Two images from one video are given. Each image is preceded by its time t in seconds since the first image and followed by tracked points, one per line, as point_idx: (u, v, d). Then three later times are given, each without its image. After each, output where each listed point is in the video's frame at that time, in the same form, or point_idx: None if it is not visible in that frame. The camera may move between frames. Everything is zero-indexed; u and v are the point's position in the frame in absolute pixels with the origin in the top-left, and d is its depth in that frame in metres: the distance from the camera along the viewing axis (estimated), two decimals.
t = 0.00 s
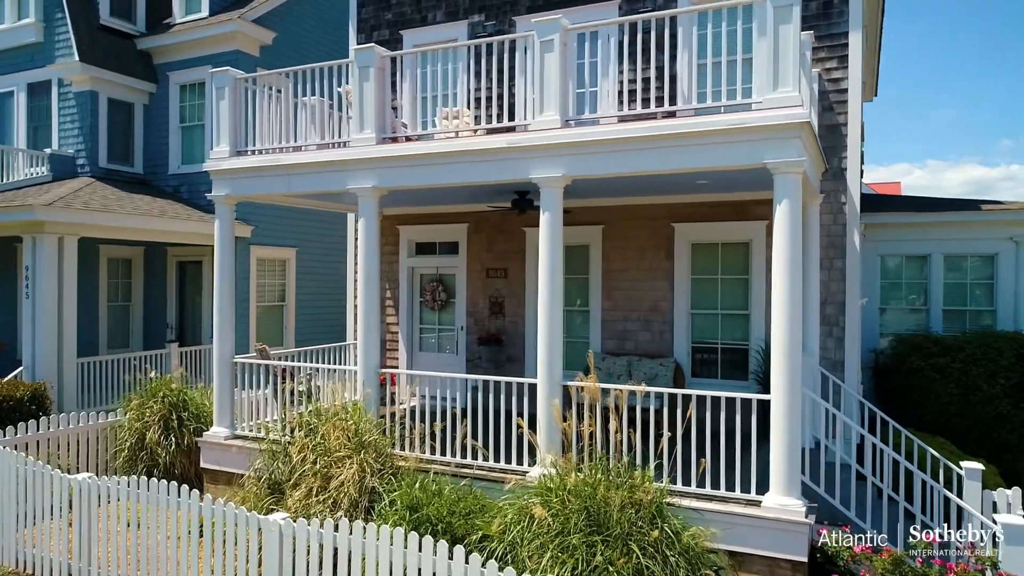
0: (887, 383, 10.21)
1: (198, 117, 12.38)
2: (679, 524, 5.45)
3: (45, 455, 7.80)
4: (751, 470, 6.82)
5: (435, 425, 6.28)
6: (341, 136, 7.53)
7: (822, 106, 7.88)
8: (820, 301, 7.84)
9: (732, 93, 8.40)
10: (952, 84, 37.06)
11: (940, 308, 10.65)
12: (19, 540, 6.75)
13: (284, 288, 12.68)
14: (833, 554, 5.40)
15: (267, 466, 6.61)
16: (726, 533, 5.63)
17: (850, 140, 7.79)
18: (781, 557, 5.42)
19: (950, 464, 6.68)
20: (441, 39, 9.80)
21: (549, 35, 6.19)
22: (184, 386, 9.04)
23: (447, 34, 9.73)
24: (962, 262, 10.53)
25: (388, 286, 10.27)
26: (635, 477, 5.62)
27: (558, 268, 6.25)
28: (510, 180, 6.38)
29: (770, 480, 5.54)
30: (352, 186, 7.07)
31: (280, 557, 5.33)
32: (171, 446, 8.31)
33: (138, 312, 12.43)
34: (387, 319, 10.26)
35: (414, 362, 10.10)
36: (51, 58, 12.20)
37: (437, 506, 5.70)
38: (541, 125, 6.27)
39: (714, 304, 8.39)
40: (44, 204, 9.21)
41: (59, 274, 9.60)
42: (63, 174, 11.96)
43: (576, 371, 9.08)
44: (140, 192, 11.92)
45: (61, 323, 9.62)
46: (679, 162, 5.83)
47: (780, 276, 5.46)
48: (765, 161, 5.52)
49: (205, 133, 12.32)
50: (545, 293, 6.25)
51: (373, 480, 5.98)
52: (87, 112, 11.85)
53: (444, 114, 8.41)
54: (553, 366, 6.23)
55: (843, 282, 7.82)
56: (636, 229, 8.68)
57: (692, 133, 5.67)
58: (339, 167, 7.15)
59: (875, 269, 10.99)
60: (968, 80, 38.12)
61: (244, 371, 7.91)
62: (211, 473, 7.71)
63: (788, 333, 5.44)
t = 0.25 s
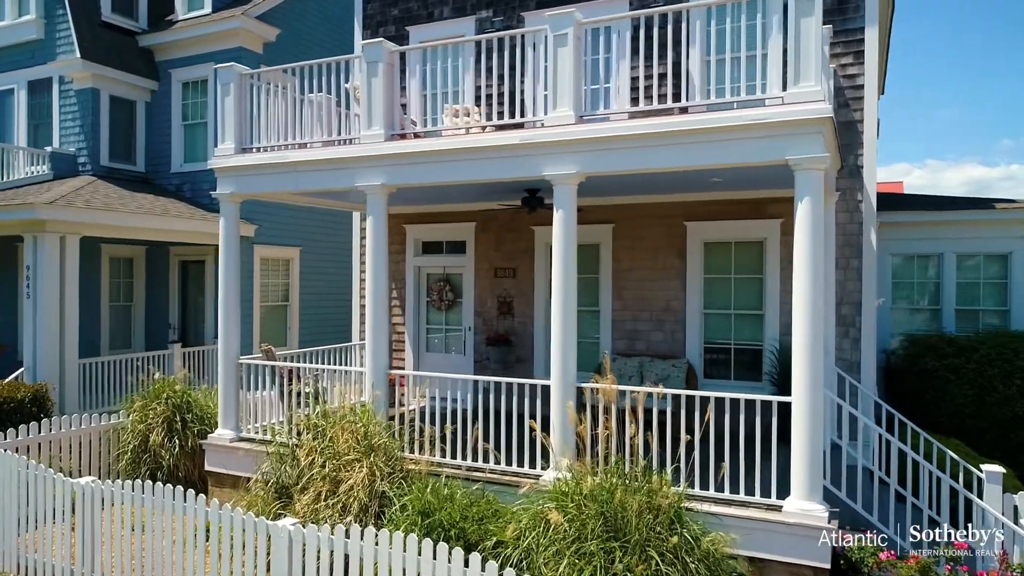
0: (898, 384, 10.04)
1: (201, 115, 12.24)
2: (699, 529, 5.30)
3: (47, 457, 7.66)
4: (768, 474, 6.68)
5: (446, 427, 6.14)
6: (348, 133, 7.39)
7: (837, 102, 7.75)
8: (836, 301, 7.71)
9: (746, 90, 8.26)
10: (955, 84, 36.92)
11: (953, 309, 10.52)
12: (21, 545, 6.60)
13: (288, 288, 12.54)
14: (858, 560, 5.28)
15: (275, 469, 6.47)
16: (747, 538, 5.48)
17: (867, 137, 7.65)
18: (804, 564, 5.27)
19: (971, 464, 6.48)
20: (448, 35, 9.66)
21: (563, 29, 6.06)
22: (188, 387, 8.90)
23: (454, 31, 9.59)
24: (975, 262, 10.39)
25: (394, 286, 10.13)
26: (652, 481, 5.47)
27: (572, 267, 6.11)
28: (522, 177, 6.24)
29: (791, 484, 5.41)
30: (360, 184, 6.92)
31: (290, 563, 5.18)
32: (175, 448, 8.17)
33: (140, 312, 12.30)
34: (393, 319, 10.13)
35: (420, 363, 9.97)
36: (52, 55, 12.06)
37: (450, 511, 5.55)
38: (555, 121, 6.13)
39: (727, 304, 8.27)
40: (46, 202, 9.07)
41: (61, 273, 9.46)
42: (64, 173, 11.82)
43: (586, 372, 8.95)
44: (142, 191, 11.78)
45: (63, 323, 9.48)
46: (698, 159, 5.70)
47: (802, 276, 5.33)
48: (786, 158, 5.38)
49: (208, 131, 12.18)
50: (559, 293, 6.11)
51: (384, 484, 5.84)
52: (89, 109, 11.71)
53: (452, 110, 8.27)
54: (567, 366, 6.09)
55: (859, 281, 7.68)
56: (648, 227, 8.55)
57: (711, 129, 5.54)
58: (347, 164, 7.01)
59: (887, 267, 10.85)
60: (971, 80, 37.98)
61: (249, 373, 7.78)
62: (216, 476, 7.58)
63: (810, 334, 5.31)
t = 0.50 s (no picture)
0: (911, 384, 9.88)
1: (204, 112, 12.11)
2: (720, 535, 5.16)
3: (49, 460, 7.54)
4: (786, 478, 6.54)
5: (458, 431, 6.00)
6: (356, 130, 7.25)
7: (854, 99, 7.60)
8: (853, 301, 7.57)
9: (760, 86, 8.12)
10: (958, 84, 36.80)
11: (966, 308, 10.39)
12: (22, 550, 6.46)
13: (291, 288, 12.40)
14: (884, 567, 5.10)
15: (282, 473, 6.33)
16: (769, 545, 5.34)
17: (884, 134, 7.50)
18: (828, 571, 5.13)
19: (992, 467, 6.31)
20: (456, 31, 9.51)
21: (578, 23, 5.91)
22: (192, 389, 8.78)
23: (462, 26, 9.45)
24: (991, 261, 10.25)
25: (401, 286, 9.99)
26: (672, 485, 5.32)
27: (587, 265, 5.97)
28: (536, 174, 6.09)
29: (814, 489, 5.26)
30: (369, 181, 6.77)
31: (299, 571, 5.03)
32: (179, 450, 8.05)
33: (143, 312, 12.17)
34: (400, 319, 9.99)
35: (427, 364, 9.84)
36: (53, 52, 11.92)
37: (463, 516, 5.41)
38: (569, 117, 5.99)
39: (742, 304, 8.13)
40: (47, 201, 8.93)
41: (62, 273, 9.32)
42: (66, 171, 11.68)
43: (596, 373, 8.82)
44: (145, 190, 11.64)
45: (65, 324, 9.34)
46: (717, 155, 5.55)
47: (825, 274, 5.17)
48: (808, 154, 5.24)
49: (210, 129, 12.04)
50: (574, 293, 5.96)
51: (394, 488, 5.70)
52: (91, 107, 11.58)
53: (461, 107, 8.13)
54: (582, 368, 5.95)
55: (877, 281, 7.54)
56: (660, 226, 8.41)
57: (731, 124, 5.40)
58: (355, 161, 6.86)
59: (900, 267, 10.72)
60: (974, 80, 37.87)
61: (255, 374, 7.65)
62: (221, 480, 7.46)
63: (834, 334, 5.16)
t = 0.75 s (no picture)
0: (924, 385, 9.73)
1: (207, 110, 11.96)
2: (743, 542, 5.01)
3: (52, 463, 7.39)
4: (805, 481, 6.41)
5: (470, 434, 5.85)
6: (366, 126, 7.11)
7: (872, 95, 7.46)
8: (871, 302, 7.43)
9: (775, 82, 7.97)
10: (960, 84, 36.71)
11: (980, 308, 10.19)
12: (24, 555, 6.31)
13: (296, 288, 12.25)
14: None
15: (291, 477, 6.18)
16: (794, 551, 5.18)
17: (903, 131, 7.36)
18: None
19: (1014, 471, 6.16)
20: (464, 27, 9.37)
21: (594, 15, 5.76)
22: (197, 390, 8.63)
23: (471, 22, 9.31)
24: (1005, 261, 10.07)
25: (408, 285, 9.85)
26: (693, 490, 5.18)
27: (604, 264, 5.83)
28: (551, 171, 5.95)
29: (839, 494, 5.11)
30: (379, 179, 6.62)
31: None
32: (184, 453, 7.91)
33: (145, 312, 12.03)
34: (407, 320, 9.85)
35: (435, 364, 9.70)
36: (55, 49, 11.77)
37: (479, 522, 5.26)
38: (585, 113, 5.85)
39: (756, 304, 7.98)
40: (49, 199, 8.78)
41: (64, 272, 9.17)
42: (67, 170, 11.53)
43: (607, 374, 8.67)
44: (147, 188, 11.49)
45: (67, 324, 9.20)
46: (739, 151, 5.41)
47: (851, 273, 5.03)
48: (834, 149, 5.10)
49: (214, 127, 11.90)
50: (591, 293, 5.82)
51: (407, 493, 5.56)
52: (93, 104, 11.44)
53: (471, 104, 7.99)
54: (598, 370, 5.80)
55: (896, 281, 7.40)
56: (673, 225, 8.27)
57: (754, 119, 5.26)
58: (364, 158, 6.71)
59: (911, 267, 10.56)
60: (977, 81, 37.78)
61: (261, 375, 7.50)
62: (228, 483, 7.32)
63: (860, 335, 5.02)
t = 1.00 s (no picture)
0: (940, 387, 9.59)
1: (211, 108, 11.82)
2: (769, 549, 4.87)
3: (55, 467, 7.25)
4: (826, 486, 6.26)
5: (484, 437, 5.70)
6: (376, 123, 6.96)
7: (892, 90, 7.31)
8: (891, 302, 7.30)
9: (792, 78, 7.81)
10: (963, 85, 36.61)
11: (995, 308, 10.05)
12: (27, 561, 6.15)
13: (301, 287, 12.10)
14: None
15: (302, 482, 6.03)
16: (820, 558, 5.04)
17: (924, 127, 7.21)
18: None
19: None
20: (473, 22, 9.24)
21: (612, 8, 5.61)
22: (202, 391, 8.49)
23: (480, 17, 9.18)
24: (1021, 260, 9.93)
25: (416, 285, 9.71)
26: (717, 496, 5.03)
27: (623, 264, 5.68)
28: (568, 168, 5.80)
29: (867, 500, 4.96)
30: (390, 176, 6.47)
31: None
32: (190, 456, 7.76)
33: (148, 312, 11.90)
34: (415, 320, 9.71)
35: (443, 366, 9.56)
36: (57, 45, 11.63)
37: (495, 529, 5.12)
38: (603, 108, 5.70)
39: (773, 304, 7.84)
40: (52, 198, 8.64)
41: (67, 272, 9.02)
42: (69, 168, 11.38)
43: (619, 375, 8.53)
44: (150, 187, 11.35)
45: (70, 324, 9.05)
46: (761, 147, 5.27)
47: (880, 273, 4.89)
48: (862, 145, 4.95)
49: (218, 125, 11.75)
50: (609, 293, 5.67)
51: (421, 499, 5.41)
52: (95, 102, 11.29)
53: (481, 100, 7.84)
54: (617, 372, 5.65)
55: (916, 280, 7.26)
56: (687, 223, 8.13)
57: (779, 114, 5.12)
58: (374, 155, 6.55)
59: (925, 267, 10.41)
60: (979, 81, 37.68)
61: (268, 377, 7.35)
62: (234, 487, 7.19)
63: (889, 336, 4.87)
